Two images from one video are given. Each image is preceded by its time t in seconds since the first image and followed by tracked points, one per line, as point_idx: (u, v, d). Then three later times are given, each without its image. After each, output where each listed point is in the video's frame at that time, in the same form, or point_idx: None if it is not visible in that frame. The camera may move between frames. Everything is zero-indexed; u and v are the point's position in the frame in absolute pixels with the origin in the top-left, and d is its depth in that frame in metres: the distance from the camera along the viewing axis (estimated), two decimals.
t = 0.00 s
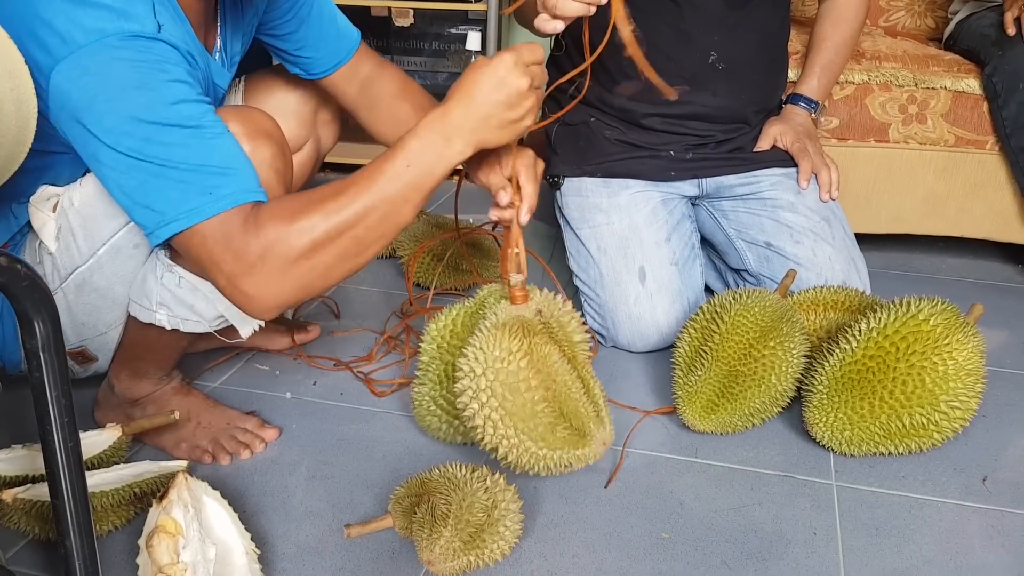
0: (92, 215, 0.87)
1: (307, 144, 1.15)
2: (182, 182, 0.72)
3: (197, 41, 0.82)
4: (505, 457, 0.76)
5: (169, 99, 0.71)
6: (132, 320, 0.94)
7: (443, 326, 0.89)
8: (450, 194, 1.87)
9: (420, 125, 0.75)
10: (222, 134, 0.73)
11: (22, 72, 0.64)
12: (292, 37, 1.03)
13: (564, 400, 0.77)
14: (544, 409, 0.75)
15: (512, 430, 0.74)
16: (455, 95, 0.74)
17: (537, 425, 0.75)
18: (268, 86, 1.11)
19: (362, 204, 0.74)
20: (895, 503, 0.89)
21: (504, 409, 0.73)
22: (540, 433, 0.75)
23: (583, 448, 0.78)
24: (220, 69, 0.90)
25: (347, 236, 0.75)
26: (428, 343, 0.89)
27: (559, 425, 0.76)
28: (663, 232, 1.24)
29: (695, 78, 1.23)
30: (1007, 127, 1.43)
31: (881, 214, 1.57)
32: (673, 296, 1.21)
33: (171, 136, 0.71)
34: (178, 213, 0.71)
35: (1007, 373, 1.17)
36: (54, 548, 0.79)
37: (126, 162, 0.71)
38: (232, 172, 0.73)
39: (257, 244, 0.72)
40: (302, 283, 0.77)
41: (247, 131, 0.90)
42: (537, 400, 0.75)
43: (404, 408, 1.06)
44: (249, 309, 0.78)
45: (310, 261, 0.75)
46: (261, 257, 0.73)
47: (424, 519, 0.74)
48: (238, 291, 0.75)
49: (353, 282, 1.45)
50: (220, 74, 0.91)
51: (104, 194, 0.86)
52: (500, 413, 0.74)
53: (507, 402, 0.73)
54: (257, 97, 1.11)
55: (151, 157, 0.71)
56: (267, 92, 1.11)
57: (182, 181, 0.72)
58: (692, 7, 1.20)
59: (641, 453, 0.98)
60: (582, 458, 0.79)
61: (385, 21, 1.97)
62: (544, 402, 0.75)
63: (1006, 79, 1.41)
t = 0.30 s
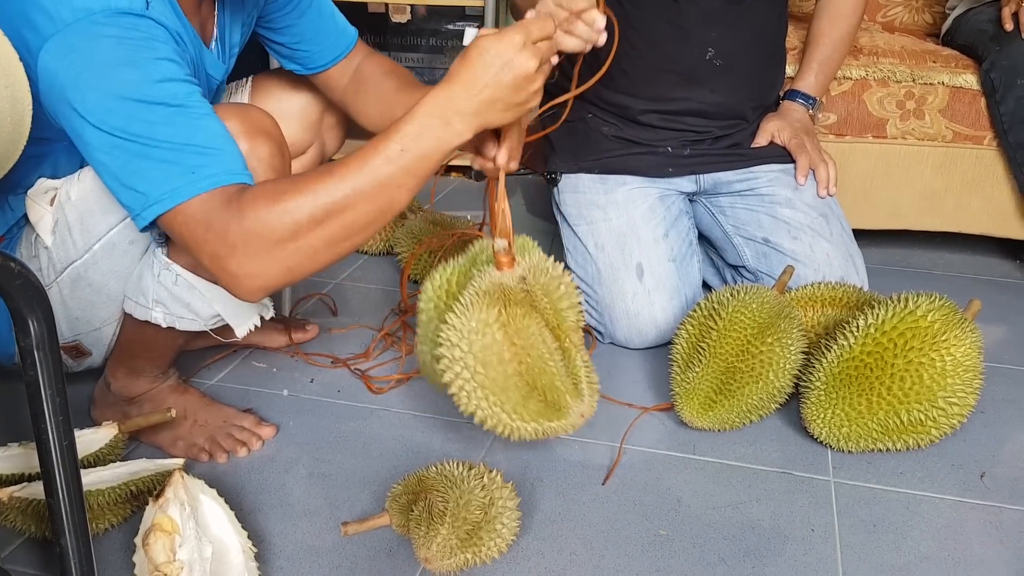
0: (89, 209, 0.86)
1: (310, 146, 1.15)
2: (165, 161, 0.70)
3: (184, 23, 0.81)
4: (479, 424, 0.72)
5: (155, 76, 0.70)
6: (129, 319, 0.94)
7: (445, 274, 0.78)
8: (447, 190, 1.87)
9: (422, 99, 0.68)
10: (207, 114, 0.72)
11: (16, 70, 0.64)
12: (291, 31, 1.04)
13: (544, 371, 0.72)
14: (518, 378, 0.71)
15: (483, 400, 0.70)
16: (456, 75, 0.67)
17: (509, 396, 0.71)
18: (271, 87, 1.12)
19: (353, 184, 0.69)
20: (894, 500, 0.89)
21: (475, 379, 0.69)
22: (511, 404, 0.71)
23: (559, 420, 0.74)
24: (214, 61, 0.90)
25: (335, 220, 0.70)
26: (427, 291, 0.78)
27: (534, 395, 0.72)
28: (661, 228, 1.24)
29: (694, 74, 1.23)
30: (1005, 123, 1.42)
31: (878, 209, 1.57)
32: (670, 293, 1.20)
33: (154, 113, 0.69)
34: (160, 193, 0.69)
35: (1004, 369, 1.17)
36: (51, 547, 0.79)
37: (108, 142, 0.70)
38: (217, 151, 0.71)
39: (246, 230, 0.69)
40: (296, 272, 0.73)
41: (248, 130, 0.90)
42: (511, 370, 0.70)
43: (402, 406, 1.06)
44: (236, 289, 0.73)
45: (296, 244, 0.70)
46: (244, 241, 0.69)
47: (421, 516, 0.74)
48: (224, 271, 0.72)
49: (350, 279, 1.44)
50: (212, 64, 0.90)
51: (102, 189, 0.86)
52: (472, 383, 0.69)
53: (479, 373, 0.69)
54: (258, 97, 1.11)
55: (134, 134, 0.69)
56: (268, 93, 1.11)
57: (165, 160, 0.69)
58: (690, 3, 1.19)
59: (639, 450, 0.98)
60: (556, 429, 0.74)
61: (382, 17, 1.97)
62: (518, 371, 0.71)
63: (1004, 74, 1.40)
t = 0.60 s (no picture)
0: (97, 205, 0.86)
1: (311, 147, 1.16)
2: (121, 134, 0.69)
3: None
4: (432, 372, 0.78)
5: (123, 49, 0.70)
6: (129, 315, 0.93)
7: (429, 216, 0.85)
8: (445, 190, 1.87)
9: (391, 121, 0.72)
10: (172, 94, 0.71)
11: (11, 68, 0.64)
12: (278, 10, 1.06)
13: (497, 325, 0.77)
14: (471, 330, 0.76)
15: (436, 345, 0.76)
16: (425, 113, 0.71)
17: (461, 346, 0.76)
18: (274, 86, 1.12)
19: (314, 183, 0.70)
20: (891, 498, 0.89)
21: (429, 324, 0.75)
22: (461, 355, 0.77)
23: (509, 376, 0.79)
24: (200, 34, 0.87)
25: (289, 212, 0.70)
26: (403, 233, 0.81)
27: (487, 348, 0.77)
28: (658, 227, 1.24)
29: (690, 73, 1.23)
30: (1002, 122, 1.42)
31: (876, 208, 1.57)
32: (667, 292, 1.20)
33: (118, 85, 0.69)
34: (113, 165, 0.68)
35: (1002, 368, 1.17)
36: (47, 545, 0.79)
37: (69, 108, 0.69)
38: (174, 130, 0.70)
39: (198, 211, 0.68)
40: (240, 261, 0.72)
41: (254, 129, 0.91)
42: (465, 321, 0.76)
43: (399, 405, 1.06)
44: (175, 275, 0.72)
45: (246, 228, 0.70)
46: (193, 217, 0.68)
47: (418, 515, 0.74)
48: (165, 245, 0.69)
49: (347, 278, 1.44)
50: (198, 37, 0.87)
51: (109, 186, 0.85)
52: (427, 326, 0.75)
53: (433, 319, 0.75)
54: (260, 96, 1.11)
55: (96, 103, 0.69)
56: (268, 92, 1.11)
57: (122, 132, 0.69)
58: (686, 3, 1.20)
59: (636, 449, 0.98)
60: (505, 384, 0.80)
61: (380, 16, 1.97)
62: (473, 323, 0.76)
63: (1001, 73, 1.41)
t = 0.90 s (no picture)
0: (113, 207, 0.86)
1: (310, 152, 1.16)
2: (116, 95, 0.69)
3: None
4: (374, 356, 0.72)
5: (123, 11, 0.70)
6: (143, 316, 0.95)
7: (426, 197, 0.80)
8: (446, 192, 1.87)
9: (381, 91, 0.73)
10: (168, 59, 0.72)
11: (15, 72, 0.64)
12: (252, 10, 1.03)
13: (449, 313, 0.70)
14: (417, 311, 0.69)
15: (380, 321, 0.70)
16: (415, 88, 0.73)
17: (404, 326, 0.70)
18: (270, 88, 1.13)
19: (307, 150, 0.72)
20: (891, 503, 0.90)
21: (375, 296, 0.69)
22: (403, 335, 0.70)
23: (452, 368, 0.72)
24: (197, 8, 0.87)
25: (280, 175, 0.72)
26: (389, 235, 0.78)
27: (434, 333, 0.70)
28: (659, 231, 1.24)
29: (690, 78, 1.23)
30: (1002, 127, 1.43)
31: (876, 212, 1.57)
32: (668, 295, 1.21)
33: (115, 46, 0.69)
34: (106, 125, 0.68)
35: (1002, 372, 1.18)
36: (49, 548, 0.79)
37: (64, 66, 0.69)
38: (167, 94, 0.71)
39: (192, 172, 0.69)
40: (224, 228, 0.74)
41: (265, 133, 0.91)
42: (415, 301, 0.69)
43: (399, 407, 1.06)
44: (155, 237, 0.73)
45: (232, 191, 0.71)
46: (184, 175, 0.69)
47: (418, 519, 0.74)
48: (152, 205, 0.70)
49: (348, 281, 1.45)
50: (194, 13, 0.87)
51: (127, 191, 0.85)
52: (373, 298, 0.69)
53: (381, 290, 0.69)
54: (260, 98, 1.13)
55: (92, 65, 0.69)
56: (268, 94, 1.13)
57: (116, 94, 0.69)
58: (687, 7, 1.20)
59: (636, 452, 0.98)
60: (453, 382, 0.73)
61: (382, 19, 1.97)
62: (422, 308, 0.70)
63: (1001, 78, 1.41)
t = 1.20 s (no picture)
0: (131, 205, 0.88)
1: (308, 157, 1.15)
2: (98, 67, 0.69)
3: None
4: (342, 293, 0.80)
5: None
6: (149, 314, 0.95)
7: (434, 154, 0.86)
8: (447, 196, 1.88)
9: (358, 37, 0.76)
10: (154, 33, 0.72)
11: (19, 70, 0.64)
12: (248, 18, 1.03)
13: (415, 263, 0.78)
14: (381, 260, 0.77)
15: (349, 260, 0.78)
16: (390, 33, 0.75)
17: (369, 271, 0.77)
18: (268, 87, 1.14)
19: (282, 104, 0.72)
20: (890, 508, 0.90)
21: (348, 239, 0.77)
22: (368, 278, 0.78)
23: (414, 312, 0.80)
24: (198, 7, 0.88)
25: (258, 131, 0.71)
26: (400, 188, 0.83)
27: (397, 279, 0.78)
28: (659, 235, 1.24)
29: (691, 83, 1.24)
30: (1002, 132, 1.43)
31: (877, 217, 1.57)
32: (668, 299, 1.21)
33: (100, 18, 0.69)
34: (88, 97, 0.69)
35: (1002, 378, 1.18)
36: (48, 550, 0.79)
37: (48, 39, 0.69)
38: (150, 63, 0.71)
39: (169, 132, 0.68)
40: (206, 193, 0.73)
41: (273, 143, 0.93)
42: (378, 246, 0.77)
43: (399, 410, 1.06)
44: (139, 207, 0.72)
45: (211, 152, 0.70)
46: (160, 142, 0.68)
47: (418, 522, 0.74)
48: (131, 173, 0.69)
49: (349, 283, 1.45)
50: (195, 10, 0.88)
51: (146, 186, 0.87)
52: (345, 241, 0.77)
53: (353, 235, 0.77)
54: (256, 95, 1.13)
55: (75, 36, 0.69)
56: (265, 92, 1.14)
57: (99, 65, 0.69)
58: (687, 11, 1.20)
59: (635, 456, 0.98)
60: (410, 320, 0.80)
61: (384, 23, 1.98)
62: (387, 257, 0.77)
63: (1001, 84, 1.41)
